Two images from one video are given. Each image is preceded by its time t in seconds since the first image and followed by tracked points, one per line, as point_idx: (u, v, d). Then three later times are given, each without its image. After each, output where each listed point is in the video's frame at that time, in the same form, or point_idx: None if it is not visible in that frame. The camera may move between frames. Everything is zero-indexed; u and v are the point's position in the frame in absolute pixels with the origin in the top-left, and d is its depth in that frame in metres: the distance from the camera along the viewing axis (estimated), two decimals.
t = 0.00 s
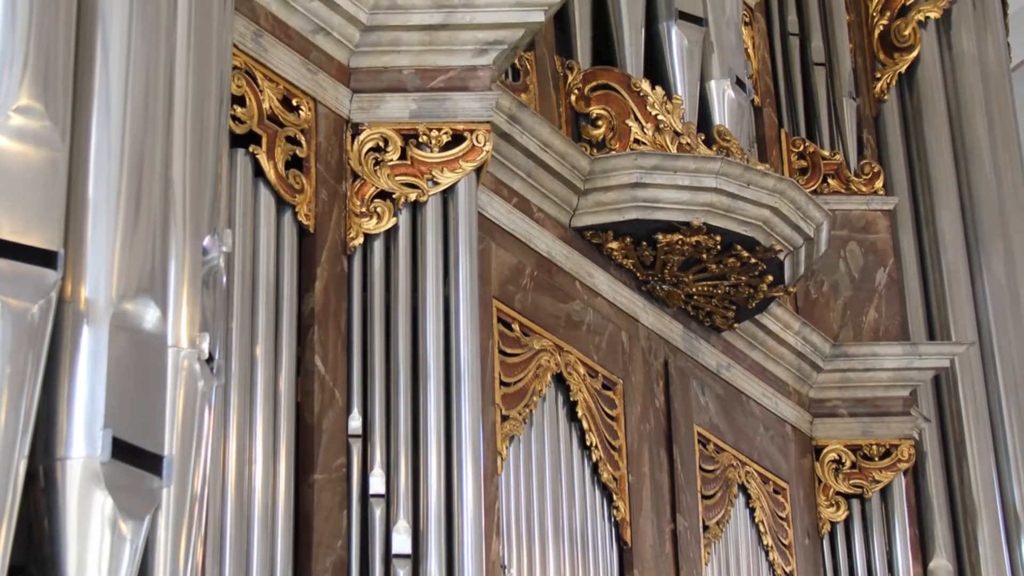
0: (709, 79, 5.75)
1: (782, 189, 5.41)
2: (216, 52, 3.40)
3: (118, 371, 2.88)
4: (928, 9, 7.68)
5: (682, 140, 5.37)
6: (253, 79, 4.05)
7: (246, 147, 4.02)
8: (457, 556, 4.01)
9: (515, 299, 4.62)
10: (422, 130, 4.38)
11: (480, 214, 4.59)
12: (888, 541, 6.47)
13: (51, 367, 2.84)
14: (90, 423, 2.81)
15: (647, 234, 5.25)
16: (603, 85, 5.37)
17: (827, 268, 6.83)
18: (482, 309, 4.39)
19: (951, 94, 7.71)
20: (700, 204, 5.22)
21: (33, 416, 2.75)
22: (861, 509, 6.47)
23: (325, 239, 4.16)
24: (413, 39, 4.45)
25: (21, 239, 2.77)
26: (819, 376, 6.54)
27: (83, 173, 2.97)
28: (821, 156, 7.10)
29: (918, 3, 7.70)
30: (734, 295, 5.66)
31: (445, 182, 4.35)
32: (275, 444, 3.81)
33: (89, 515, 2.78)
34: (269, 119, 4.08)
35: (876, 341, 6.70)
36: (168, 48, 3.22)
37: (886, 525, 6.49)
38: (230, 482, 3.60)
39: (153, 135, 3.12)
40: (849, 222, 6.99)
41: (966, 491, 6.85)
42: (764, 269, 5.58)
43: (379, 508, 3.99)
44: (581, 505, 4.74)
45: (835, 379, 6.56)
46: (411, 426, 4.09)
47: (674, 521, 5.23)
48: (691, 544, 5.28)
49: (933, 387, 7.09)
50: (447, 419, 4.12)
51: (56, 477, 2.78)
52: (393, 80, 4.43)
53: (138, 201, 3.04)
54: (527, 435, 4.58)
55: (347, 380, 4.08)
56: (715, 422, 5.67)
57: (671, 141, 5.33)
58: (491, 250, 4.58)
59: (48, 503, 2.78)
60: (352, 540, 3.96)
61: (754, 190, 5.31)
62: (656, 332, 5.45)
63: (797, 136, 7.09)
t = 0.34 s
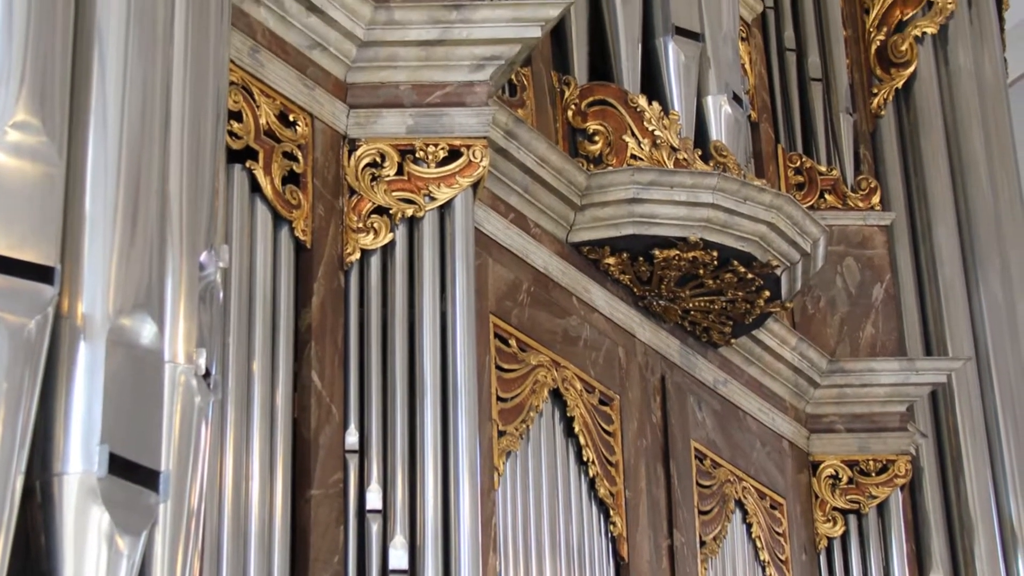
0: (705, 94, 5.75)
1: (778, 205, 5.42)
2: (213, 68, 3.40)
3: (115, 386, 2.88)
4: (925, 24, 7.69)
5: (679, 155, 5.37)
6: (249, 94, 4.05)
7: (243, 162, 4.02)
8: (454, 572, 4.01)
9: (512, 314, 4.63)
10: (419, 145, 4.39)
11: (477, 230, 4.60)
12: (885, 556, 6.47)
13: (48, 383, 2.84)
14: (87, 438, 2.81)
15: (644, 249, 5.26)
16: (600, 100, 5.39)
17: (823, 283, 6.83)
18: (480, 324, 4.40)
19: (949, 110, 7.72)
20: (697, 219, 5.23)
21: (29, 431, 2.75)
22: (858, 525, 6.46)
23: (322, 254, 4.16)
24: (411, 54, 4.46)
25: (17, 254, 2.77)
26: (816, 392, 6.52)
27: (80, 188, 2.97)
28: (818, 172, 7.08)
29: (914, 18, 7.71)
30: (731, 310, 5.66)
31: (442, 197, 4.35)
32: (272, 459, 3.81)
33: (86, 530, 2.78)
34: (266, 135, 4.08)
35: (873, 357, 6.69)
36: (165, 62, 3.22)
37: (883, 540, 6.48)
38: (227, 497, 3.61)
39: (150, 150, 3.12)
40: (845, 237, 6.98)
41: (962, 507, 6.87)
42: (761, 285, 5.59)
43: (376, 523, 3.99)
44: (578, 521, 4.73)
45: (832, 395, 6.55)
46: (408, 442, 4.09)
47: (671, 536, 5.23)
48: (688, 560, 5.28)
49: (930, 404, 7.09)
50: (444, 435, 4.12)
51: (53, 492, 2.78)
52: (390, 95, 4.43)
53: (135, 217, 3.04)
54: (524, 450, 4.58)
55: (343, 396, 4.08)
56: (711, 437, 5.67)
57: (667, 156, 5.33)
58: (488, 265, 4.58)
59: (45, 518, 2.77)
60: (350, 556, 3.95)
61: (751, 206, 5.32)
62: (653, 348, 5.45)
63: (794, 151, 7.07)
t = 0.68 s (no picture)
0: (702, 110, 5.76)
1: (776, 220, 5.42)
2: (210, 83, 3.40)
3: (111, 402, 2.88)
4: (922, 39, 7.71)
5: (676, 171, 5.38)
6: (246, 109, 4.06)
7: (239, 178, 4.03)
8: None
9: (509, 330, 4.63)
10: (416, 161, 4.39)
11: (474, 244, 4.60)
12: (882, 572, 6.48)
13: (44, 399, 2.83)
14: (84, 453, 2.81)
15: (641, 265, 5.26)
16: (597, 116, 5.39)
17: (820, 299, 6.83)
18: (478, 338, 4.40)
19: (945, 125, 7.73)
20: (694, 234, 5.24)
21: (26, 447, 2.75)
22: (855, 540, 6.47)
23: (319, 270, 4.16)
24: (408, 70, 4.45)
25: (14, 269, 2.77)
26: (812, 407, 6.52)
27: (77, 203, 2.96)
28: (815, 187, 7.08)
29: (911, 33, 7.73)
30: (728, 326, 5.66)
31: (439, 213, 4.35)
32: (269, 475, 3.82)
33: (83, 546, 2.78)
34: (262, 150, 4.08)
35: (870, 373, 6.69)
36: (161, 78, 3.22)
37: (880, 556, 6.49)
38: (224, 513, 3.61)
39: (147, 165, 3.12)
40: (843, 252, 6.98)
41: (959, 522, 6.86)
42: (757, 300, 5.59)
43: (373, 538, 3.98)
44: (575, 537, 4.73)
45: (829, 410, 6.54)
46: (405, 457, 4.09)
47: (668, 551, 5.23)
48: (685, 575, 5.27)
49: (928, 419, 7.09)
50: (441, 451, 4.12)
51: (50, 507, 2.78)
52: (387, 111, 4.44)
53: (132, 232, 3.03)
54: (520, 465, 4.58)
55: (340, 411, 4.08)
56: (708, 453, 5.67)
57: (664, 171, 5.34)
58: (485, 280, 4.59)
59: (42, 533, 2.77)
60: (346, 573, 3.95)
61: (748, 221, 5.33)
62: (650, 363, 5.45)
63: (791, 166, 7.11)
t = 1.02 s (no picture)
0: (699, 127, 5.74)
1: (772, 237, 5.43)
2: (206, 101, 3.40)
3: (107, 420, 2.88)
4: (919, 56, 7.75)
5: (671, 188, 5.38)
6: (242, 126, 4.06)
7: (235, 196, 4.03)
8: None
9: (505, 347, 4.63)
10: (412, 178, 4.41)
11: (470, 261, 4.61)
12: None
13: (41, 416, 2.83)
14: (80, 470, 2.81)
15: (637, 282, 5.26)
16: (594, 133, 5.40)
17: (817, 316, 6.83)
18: (472, 355, 4.41)
19: (941, 140, 7.74)
20: (690, 252, 5.25)
21: (23, 465, 2.75)
22: (851, 557, 6.45)
23: (315, 288, 4.16)
24: (404, 87, 4.46)
25: (10, 286, 2.77)
26: (808, 424, 6.53)
27: (73, 221, 2.96)
28: (811, 205, 7.09)
29: (907, 50, 7.76)
30: (724, 343, 5.66)
31: (435, 230, 4.36)
32: (266, 492, 3.82)
33: (79, 563, 2.78)
34: (259, 167, 4.08)
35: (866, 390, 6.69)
36: (158, 95, 3.22)
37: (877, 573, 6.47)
38: (220, 530, 3.62)
39: (143, 183, 3.12)
40: (839, 269, 6.99)
41: (955, 539, 6.86)
42: (753, 317, 5.60)
43: (369, 555, 3.98)
44: (572, 553, 4.73)
45: (825, 427, 6.56)
46: (401, 474, 4.09)
47: (664, 568, 5.22)
48: None
49: (924, 435, 7.09)
50: (437, 468, 4.12)
51: (47, 524, 2.77)
52: (383, 128, 4.44)
53: (128, 249, 3.03)
54: (517, 483, 4.58)
55: (336, 429, 4.08)
56: (705, 470, 5.67)
57: (660, 189, 5.35)
58: (481, 297, 4.59)
59: (38, 550, 2.77)
60: None
61: (744, 238, 5.34)
62: (646, 380, 5.45)
63: (786, 184, 7.08)
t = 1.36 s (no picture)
0: (695, 143, 5.75)
1: (768, 252, 5.43)
2: (203, 117, 3.40)
3: (104, 435, 2.87)
4: (915, 72, 7.77)
5: (669, 204, 5.37)
6: (239, 141, 4.07)
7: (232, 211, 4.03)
8: None
9: (502, 362, 4.63)
10: (409, 194, 4.40)
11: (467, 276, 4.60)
12: None
13: (38, 432, 2.83)
14: (77, 485, 2.81)
15: (634, 297, 5.26)
16: (590, 148, 5.42)
17: (813, 331, 6.84)
18: (470, 370, 4.41)
19: (938, 155, 7.74)
20: (688, 267, 5.24)
21: (19, 481, 2.75)
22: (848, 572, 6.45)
23: (312, 303, 4.16)
24: (401, 102, 4.46)
25: (7, 301, 2.77)
26: (805, 439, 6.51)
27: (70, 236, 2.96)
28: (808, 220, 7.09)
29: (904, 65, 7.80)
30: (720, 358, 5.66)
31: (432, 245, 4.35)
32: (263, 508, 3.83)
33: None
34: (255, 183, 4.09)
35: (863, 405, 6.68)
36: (155, 110, 3.22)
37: None
38: (217, 545, 3.63)
39: (140, 197, 3.12)
40: (836, 285, 6.98)
41: (952, 554, 6.88)
42: (750, 332, 5.60)
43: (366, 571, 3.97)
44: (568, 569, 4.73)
45: (822, 442, 6.54)
46: (398, 489, 4.09)
47: None
48: None
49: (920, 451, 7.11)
50: (435, 483, 4.12)
51: (43, 540, 2.77)
52: (380, 143, 4.44)
53: (125, 265, 3.03)
54: (514, 498, 4.58)
55: (333, 444, 4.08)
56: (702, 485, 5.67)
57: (657, 204, 5.34)
58: (478, 313, 4.59)
59: (35, 566, 2.76)
60: None
61: (741, 254, 5.33)
62: (643, 396, 5.44)
63: (783, 199, 7.08)
